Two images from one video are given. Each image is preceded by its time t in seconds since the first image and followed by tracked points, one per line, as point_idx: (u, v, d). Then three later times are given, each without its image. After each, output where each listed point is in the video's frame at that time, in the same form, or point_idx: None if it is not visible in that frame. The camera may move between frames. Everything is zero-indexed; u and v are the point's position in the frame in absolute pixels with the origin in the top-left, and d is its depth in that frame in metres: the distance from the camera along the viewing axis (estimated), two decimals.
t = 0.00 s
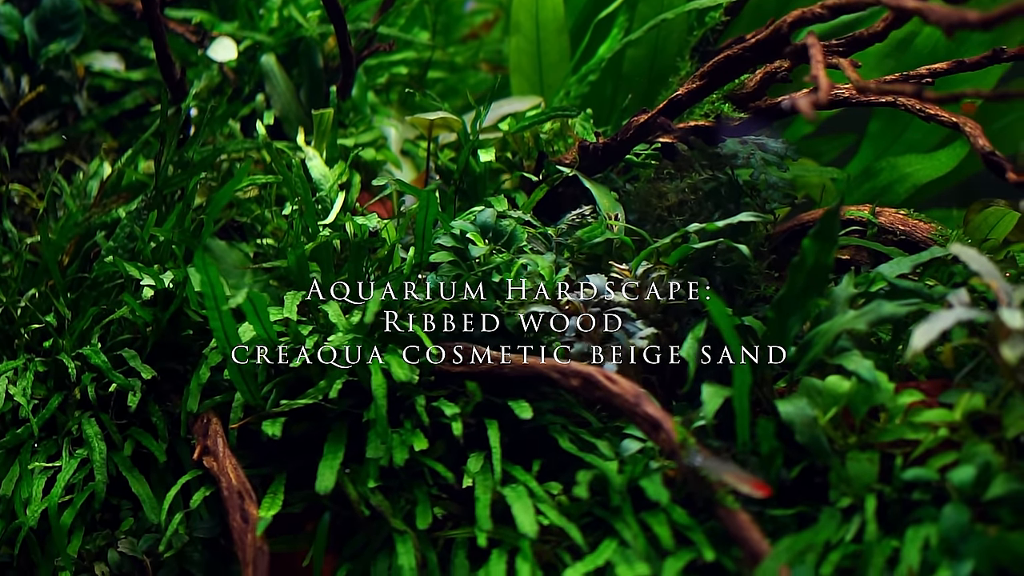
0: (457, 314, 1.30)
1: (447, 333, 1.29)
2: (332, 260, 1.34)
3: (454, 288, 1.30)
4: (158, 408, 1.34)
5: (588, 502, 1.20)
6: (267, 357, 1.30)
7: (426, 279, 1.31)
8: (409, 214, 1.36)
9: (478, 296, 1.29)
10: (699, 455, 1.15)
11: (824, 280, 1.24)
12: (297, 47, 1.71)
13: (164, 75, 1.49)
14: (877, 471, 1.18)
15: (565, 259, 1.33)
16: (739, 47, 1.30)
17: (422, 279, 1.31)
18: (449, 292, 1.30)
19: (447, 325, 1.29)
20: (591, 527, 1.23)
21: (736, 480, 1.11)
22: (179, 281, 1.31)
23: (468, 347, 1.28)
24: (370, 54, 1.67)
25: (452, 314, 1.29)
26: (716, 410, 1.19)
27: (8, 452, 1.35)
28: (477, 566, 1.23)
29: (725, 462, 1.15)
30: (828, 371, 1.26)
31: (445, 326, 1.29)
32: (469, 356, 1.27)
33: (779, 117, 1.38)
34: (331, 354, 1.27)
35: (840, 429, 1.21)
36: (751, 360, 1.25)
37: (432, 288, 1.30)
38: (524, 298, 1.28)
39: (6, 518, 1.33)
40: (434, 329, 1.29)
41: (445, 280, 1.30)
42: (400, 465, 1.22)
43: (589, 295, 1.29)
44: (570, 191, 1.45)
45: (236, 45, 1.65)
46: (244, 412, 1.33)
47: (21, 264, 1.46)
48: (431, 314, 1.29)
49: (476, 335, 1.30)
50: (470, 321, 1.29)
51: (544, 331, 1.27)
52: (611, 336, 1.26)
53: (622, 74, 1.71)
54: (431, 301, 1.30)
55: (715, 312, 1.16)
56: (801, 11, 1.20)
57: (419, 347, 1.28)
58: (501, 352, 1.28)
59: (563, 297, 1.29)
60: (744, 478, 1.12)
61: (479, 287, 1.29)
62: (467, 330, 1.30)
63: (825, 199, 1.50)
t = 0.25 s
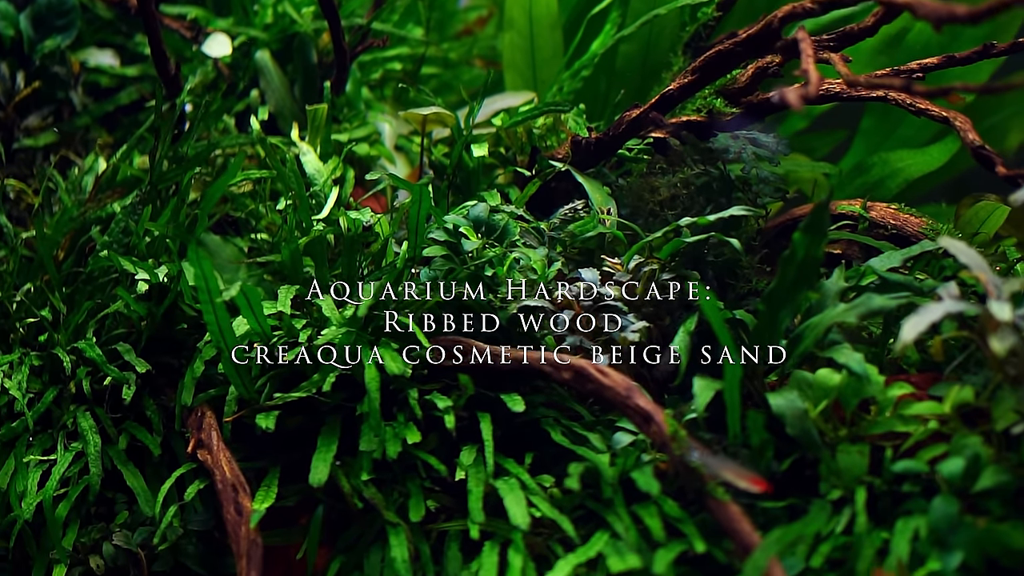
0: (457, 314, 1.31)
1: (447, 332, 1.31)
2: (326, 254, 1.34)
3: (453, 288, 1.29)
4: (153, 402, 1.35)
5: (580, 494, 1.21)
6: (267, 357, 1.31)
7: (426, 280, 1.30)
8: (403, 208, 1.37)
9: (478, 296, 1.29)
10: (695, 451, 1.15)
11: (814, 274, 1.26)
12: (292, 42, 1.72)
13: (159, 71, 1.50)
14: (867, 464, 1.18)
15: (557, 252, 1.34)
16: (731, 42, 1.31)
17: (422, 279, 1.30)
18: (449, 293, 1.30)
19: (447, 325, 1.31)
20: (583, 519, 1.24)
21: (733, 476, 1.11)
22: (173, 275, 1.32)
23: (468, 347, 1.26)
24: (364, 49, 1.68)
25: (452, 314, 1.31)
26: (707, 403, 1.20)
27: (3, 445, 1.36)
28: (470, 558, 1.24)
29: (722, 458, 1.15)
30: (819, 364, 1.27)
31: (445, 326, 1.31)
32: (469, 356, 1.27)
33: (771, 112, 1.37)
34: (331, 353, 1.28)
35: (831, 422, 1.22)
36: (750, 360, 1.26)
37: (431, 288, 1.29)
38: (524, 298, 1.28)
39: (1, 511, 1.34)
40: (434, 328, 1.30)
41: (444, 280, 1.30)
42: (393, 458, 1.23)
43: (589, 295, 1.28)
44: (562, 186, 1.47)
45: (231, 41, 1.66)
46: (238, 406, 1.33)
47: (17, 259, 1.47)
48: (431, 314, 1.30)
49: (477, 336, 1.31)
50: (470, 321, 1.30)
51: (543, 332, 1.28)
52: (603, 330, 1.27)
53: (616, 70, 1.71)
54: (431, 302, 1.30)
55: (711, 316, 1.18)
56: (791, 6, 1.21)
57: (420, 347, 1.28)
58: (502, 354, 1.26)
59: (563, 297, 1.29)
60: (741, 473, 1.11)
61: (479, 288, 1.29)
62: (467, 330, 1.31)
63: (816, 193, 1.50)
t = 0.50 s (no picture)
0: (458, 314, 1.31)
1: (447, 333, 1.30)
2: (319, 248, 1.35)
3: (454, 289, 1.29)
4: (147, 395, 1.35)
5: (571, 487, 1.21)
6: (267, 357, 1.30)
7: (427, 280, 1.30)
8: (396, 203, 1.38)
9: (479, 296, 1.29)
10: (691, 445, 1.16)
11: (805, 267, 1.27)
12: (286, 38, 1.72)
13: (154, 67, 1.52)
14: (858, 456, 1.19)
15: (549, 246, 1.34)
16: (723, 37, 1.31)
17: (422, 280, 1.30)
18: (449, 293, 1.30)
19: (447, 325, 1.30)
20: (575, 512, 1.24)
21: (730, 470, 1.13)
22: (168, 269, 1.32)
23: (468, 347, 1.27)
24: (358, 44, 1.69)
25: (452, 315, 1.31)
26: (698, 396, 1.20)
27: None
28: (462, 551, 1.25)
29: (718, 452, 1.17)
30: (811, 357, 1.27)
31: (445, 326, 1.30)
32: (469, 355, 1.27)
33: (764, 107, 1.38)
34: (331, 353, 1.28)
35: (822, 414, 1.23)
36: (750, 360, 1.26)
37: (431, 289, 1.30)
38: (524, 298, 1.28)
39: None
40: (434, 328, 1.30)
41: (445, 280, 1.30)
42: (386, 451, 1.23)
43: (589, 294, 1.28)
44: (555, 180, 1.46)
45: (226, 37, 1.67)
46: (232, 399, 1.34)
47: (12, 254, 1.48)
48: (431, 314, 1.30)
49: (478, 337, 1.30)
50: (470, 322, 1.31)
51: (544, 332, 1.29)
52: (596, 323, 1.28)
53: (609, 65, 1.72)
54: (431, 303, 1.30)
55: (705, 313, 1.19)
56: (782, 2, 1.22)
57: (420, 347, 1.28)
58: (502, 355, 1.26)
59: (563, 296, 1.28)
60: (737, 468, 1.13)
61: (479, 288, 1.30)
62: (467, 330, 1.30)
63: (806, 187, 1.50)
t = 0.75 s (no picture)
0: (458, 314, 1.31)
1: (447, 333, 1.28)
2: (313, 243, 1.35)
3: (454, 289, 1.30)
4: (141, 389, 1.36)
5: (563, 479, 1.22)
6: (267, 357, 1.31)
7: (427, 281, 1.31)
8: (389, 197, 1.38)
9: (478, 296, 1.30)
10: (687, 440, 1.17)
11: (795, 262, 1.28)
12: (281, 34, 1.74)
13: (148, 62, 1.54)
14: (848, 449, 1.19)
15: (542, 241, 1.34)
16: (714, 31, 1.32)
17: (422, 281, 1.31)
18: (449, 293, 1.30)
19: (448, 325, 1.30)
20: (567, 505, 1.25)
21: (725, 465, 1.13)
22: (162, 264, 1.33)
23: (468, 347, 1.27)
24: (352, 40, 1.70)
25: (452, 315, 1.31)
26: (690, 389, 1.21)
27: None
28: (455, 543, 1.25)
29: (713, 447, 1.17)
30: (801, 351, 1.28)
31: (445, 326, 1.29)
32: (469, 356, 1.28)
33: (755, 102, 1.38)
34: (331, 354, 1.28)
35: (812, 407, 1.23)
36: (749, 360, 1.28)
37: (431, 289, 1.30)
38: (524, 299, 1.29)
39: None
40: (434, 328, 1.29)
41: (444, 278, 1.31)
42: (378, 444, 1.24)
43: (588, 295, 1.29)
44: (548, 175, 1.47)
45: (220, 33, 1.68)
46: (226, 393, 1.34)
47: (7, 249, 1.48)
48: (430, 314, 1.30)
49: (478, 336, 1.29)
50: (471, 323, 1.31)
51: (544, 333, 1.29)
52: (588, 318, 1.28)
53: (603, 59, 1.72)
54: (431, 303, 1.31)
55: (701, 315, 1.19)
56: None
57: (420, 347, 1.29)
58: (502, 352, 1.27)
59: (563, 297, 1.29)
60: (733, 463, 1.13)
61: (479, 288, 1.30)
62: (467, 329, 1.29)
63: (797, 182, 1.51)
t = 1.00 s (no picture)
0: (457, 313, 1.31)
1: (447, 333, 1.27)
2: (307, 238, 1.36)
3: (453, 289, 1.31)
4: (136, 383, 1.37)
5: (555, 472, 1.23)
6: (267, 357, 1.32)
7: (427, 281, 1.31)
8: (383, 191, 1.39)
9: (478, 296, 1.30)
10: (683, 435, 1.17)
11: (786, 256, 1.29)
12: (275, 30, 1.74)
13: (144, 58, 1.55)
14: (838, 442, 1.20)
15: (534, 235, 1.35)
16: (706, 26, 1.32)
17: (421, 281, 1.32)
18: (449, 293, 1.31)
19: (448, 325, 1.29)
20: (559, 498, 1.25)
21: (720, 461, 1.13)
22: (156, 258, 1.33)
23: (468, 347, 1.26)
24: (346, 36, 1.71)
25: (452, 315, 1.31)
26: (681, 382, 1.21)
27: None
28: (448, 536, 1.26)
29: (707, 441, 1.18)
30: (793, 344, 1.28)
31: (445, 326, 1.28)
32: (469, 356, 1.28)
33: (747, 97, 1.38)
34: (331, 354, 1.29)
35: (803, 401, 1.24)
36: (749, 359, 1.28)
37: (431, 289, 1.31)
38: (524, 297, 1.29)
39: None
40: (434, 328, 1.29)
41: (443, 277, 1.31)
42: (371, 437, 1.24)
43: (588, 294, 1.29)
44: (541, 170, 1.48)
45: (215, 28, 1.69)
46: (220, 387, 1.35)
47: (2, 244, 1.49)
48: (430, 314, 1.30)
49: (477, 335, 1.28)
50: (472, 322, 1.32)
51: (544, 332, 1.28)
52: (580, 312, 1.28)
53: (596, 56, 1.72)
54: (431, 303, 1.31)
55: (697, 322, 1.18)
56: None
57: (419, 347, 1.29)
58: (502, 352, 1.27)
59: (563, 297, 1.29)
60: (728, 458, 1.14)
61: (479, 287, 1.30)
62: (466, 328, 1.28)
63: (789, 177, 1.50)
